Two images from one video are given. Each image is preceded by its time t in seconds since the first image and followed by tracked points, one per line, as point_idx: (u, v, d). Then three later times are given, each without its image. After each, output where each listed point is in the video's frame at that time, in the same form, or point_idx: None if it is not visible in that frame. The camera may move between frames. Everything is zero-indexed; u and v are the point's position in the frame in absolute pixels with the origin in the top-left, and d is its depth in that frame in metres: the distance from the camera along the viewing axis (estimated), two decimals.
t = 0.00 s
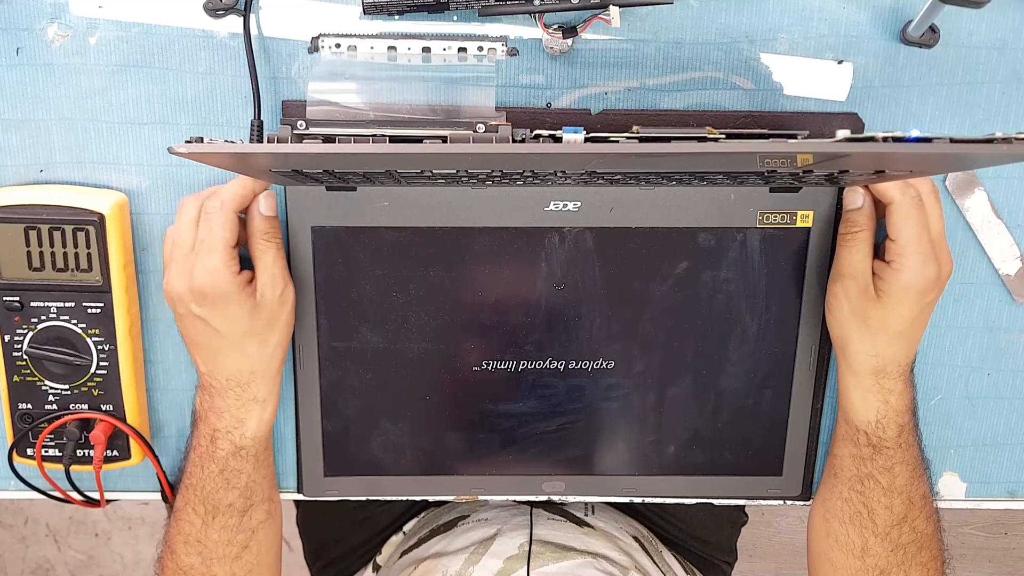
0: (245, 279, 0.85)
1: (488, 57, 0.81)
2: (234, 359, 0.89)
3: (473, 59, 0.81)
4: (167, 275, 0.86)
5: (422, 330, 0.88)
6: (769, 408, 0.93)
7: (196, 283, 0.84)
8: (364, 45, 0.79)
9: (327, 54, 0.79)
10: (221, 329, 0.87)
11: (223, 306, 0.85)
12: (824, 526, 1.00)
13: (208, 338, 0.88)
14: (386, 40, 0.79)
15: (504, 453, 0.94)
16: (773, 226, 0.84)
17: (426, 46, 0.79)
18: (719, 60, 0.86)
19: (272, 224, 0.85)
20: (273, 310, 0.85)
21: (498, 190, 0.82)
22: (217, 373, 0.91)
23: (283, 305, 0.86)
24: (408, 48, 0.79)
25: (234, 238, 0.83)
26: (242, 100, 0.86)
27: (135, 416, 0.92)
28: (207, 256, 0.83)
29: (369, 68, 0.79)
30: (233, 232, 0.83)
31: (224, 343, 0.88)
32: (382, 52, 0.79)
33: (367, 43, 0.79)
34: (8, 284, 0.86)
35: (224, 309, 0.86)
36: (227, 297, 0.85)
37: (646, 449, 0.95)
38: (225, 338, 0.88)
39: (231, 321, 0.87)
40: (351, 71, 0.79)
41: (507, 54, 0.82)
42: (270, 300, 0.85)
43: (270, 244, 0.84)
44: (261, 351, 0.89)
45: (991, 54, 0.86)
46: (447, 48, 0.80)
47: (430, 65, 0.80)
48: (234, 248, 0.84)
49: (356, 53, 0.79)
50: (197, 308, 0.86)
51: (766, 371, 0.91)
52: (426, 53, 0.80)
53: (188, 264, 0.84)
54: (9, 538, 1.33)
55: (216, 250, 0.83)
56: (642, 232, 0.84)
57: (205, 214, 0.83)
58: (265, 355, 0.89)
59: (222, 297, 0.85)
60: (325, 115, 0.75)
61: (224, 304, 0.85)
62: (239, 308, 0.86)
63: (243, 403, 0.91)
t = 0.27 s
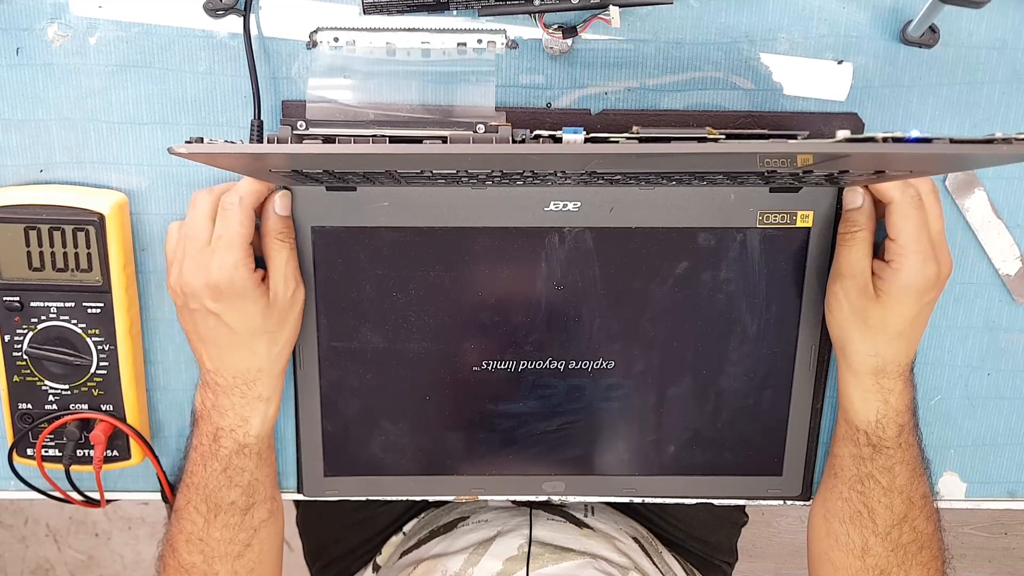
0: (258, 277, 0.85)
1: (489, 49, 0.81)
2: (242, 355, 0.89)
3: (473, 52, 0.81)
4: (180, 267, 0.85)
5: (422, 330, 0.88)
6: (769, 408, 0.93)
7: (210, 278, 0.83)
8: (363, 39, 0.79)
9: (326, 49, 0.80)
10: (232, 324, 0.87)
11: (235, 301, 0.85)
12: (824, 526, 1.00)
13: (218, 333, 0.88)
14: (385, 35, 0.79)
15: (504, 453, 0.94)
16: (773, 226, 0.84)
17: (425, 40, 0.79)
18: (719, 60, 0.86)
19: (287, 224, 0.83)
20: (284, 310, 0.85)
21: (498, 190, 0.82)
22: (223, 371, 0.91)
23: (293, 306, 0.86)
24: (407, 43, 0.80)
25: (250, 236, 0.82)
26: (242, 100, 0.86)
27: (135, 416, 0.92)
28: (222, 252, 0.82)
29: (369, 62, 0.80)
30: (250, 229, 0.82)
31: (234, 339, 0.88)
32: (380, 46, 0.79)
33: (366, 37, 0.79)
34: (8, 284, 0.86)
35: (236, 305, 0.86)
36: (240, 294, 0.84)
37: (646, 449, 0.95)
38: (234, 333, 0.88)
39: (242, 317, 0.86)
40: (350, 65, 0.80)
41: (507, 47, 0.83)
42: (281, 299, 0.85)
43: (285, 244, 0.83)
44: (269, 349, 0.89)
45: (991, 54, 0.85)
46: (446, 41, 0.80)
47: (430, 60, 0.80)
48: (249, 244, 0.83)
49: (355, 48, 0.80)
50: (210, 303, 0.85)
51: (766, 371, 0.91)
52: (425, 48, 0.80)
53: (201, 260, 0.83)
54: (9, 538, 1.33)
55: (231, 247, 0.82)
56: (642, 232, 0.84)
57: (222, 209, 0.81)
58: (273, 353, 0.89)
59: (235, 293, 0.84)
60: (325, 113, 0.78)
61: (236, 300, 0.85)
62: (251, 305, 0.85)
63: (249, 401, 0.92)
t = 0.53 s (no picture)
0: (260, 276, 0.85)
1: (489, 48, 0.81)
2: (243, 355, 0.89)
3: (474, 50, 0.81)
4: (181, 267, 0.85)
5: (422, 330, 0.88)
6: (769, 408, 0.93)
7: (212, 277, 0.83)
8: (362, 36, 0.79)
9: (326, 46, 0.79)
10: (233, 324, 0.87)
11: (236, 301, 0.85)
12: (824, 526, 1.00)
13: (219, 333, 0.88)
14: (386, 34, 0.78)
15: (504, 453, 0.94)
16: (773, 226, 0.84)
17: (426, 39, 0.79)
18: (719, 60, 0.86)
19: (288, 223, 0.84)
20: (286, 310, 0.85)
21: (498, 190, 0.82)
22: (223, 371, 0.91)
23: (295, 306, 0.86)
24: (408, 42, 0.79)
25: (251, 235, 0.82)
26: (242, 100, 0.86)
27: (135, 416, 0.92)
28: (223, 251, 0.82)
29: (369, 60, 0.79)
30: (251, 229, 0.82)
31: (233, 340, 0.88)
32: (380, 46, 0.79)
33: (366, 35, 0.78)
34: (8, 284, 0.86)
35: (237, 305, 0.85)
36: (241, 293, 0.84)
37: (646, 449, 0.95)
38: (236, 333, 0.88)
39: (243, 317, 0.86)
40: (351, 63, 0.79)
41: (507, 46, 0.82)
42: (283, 299, 0.85)
43: (286, 244, 0.84)
44: (270, 349, 0.89)
45: (991, 54, 0.85)
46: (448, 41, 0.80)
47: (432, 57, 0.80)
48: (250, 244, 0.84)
49: (355, 46, 0.79)
50: (211, 303, 0.85)
51: (766, 371, 0.91)
52: (426, 46, 0.80)
53: (201, 260, 0.83)
54: (9, 538, 1.33)
55: (233, 247, 0.82)
56: (642, 232, 0.84)
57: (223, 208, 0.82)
58: (274, 353, 0.89)
59: (237, 293, 0.84)
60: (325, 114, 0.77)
61: (238, 300, 0.85)
62: (252, 305, 0.85)
63: (250, 400, 0.92)
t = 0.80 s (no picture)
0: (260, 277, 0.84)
1: (488, 58, 0.82)
2: (244, 355, 0.89)
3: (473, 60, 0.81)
4: (182, 268, 0.85)
5: (422, 330, 0.88)
6: (769, 408, 0.93)
7: (212, 277, 0.83)
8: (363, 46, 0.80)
9: (327, 56, 0.80)
10: (233, 324, 0.87)
11: (237, 301, 0.85)
12: (824, 525, 1.00)
13: (219, 333, 0.88)
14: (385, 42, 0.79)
15: (504, 453, 0.94)
16: (773, 226, 0.84)
17: (425, 48, 0.80)
18: (719, 60, 0.86)
19: (289, 223, 0.84)
20: (286, 310, 0.85)
21: (498, 190, 0.82)
22: (224, 371, 0.90)
23: (295, 306, 0.86)
24: (407, 50, 0.80)
25: (252, 235, 0.82)
26: (242, 100, 0.86)
27: (135, 416, 0.92)
28: (224, 252, 0.82)
29: (369, 68, 0.80)
30: (252, 229, 0.82)
31: (233, 340, 0.88)
32: (381, 52, 0.80)
33: (366, 45, 0.80)
34: (8, 284, 0.86)
35: (238, 305, 0.85)
36: (241, 294, 0.84)
37: (646, 448, 0.95)
38: (236, 333, 0.88)
39: (244, 317, 0.86)
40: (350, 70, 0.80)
41: (507, 55, 0.83)
42: (283, 299, 0.85)
43: (286, 244, 0.83)
44: (270, 349, 0.89)
45: (991, 54, 0.85)
46: (446, 49, 0.81)
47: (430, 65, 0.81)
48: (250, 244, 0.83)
49: (356, 55, 0.80)
50: (211, 303, 0.85)
51: (766, 371, 0.91)
52: (426, 54, 0.80)
53: (201, 259, 0.83)
54: (9, 538, 1.33)
55: (233, 247, 0.82)
56: (642, 232, 0.84)
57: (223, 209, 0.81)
58: (275, 353, 0.89)
59: (237, 293, 0.84)
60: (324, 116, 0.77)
61: (238, 300, 0.85)
62: (253, 305, 0.85)
63: (250, 401, 0.92)
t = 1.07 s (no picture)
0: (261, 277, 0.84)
1: (489, 44, 0.81)
2: (244, 355, 0.89)
3: (474, 46, 0.81)
4: (182, 268, 0.85)
5: (422, 330, 0.88)
6: (769, 408, 0.93)
7: (213, 278, 0.83)
8: (362, 31, 0.79)
9: (325, 43, 0.79)
10: (234, 324, 0.87)
11: (237, 302, 0.85)
12: (824, 525, 1.00)
13: (220, 333, 0.88)
14: (385, 27, 0.79)
15: (504, 453, 0.94)
16: (773, 226, 0.84)
17: (425, 33, 0.80)
18: (719, 59, 0.86)
19: (289, 223, 0.84)
20: (287, 310, 0.85)
21: (498, 190, 0.82)
22: (224, 371, 0.90)
23: (296, 306, 0.86)
24: (407, 36, 0.80)
25: (252, 236, 0.82)
26: (242, 100, 0.86)
27: (135, 416, 0.92)
28: (224, 252, 0.82)
29: (369, 55, 0.79)
30: (252, 229, 0.82)
31: (234, 340, 0.88)
32: (380, 48, 0.79)
33: (365, 30, 0.79)
34: (8, 284, 0.86)
35: (238, 305, 0.85)
36: (242, 294, 0.84)
37: (646, 448, 0.95)
38: (237, 333, 0.88)
39: (244, 317, 0.86)
40: (352, 59, 0.79)
41: (507, 42, 0.83)
42: (284, 299, 0.85)
43: (287, 244, 0.83)
44: (271, 350, 0.89)
45: (991, 54, 0.86)
46: (446, 35, 0.80)
47: (430, 52, 0.80)
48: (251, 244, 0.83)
49: (356, 41, 0.79)
50: (212, 303, 0.85)
51: (766, 371, 0.91)
52: (425, 40, 0.80)
53: (202, 259, 0.83)
54: (9, 538, 1.33)
55: (234, 247, 0.82)
56: (642, 232, 0.84)
57: (224, 209, 0.81)
58: (275, 353, 0.89)
59: (238, 293, 0.84)
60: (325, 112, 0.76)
61: (239, 300, 0.85)
62: (253, 305, 0.85)
63: (251, 401, 0.92)
